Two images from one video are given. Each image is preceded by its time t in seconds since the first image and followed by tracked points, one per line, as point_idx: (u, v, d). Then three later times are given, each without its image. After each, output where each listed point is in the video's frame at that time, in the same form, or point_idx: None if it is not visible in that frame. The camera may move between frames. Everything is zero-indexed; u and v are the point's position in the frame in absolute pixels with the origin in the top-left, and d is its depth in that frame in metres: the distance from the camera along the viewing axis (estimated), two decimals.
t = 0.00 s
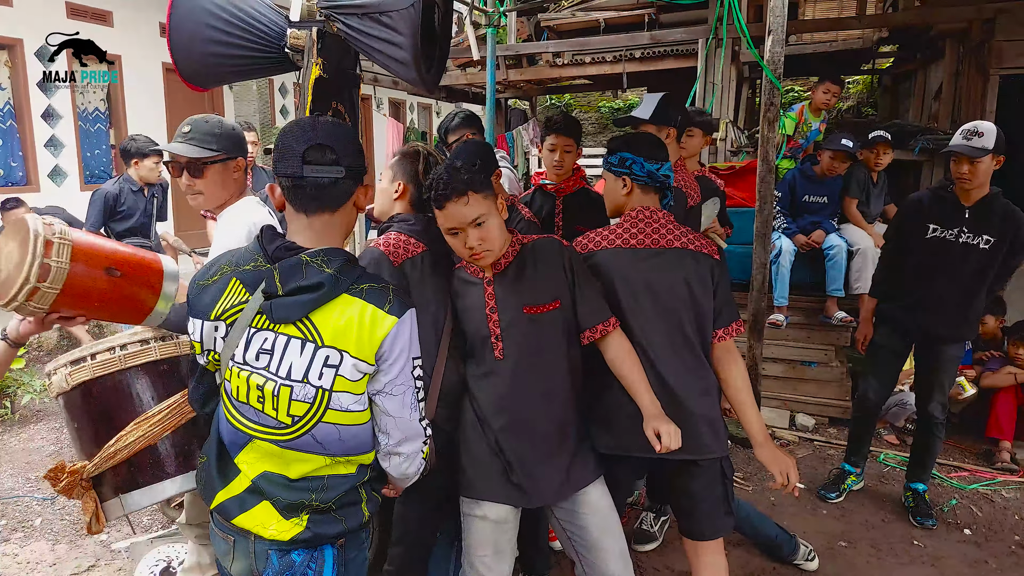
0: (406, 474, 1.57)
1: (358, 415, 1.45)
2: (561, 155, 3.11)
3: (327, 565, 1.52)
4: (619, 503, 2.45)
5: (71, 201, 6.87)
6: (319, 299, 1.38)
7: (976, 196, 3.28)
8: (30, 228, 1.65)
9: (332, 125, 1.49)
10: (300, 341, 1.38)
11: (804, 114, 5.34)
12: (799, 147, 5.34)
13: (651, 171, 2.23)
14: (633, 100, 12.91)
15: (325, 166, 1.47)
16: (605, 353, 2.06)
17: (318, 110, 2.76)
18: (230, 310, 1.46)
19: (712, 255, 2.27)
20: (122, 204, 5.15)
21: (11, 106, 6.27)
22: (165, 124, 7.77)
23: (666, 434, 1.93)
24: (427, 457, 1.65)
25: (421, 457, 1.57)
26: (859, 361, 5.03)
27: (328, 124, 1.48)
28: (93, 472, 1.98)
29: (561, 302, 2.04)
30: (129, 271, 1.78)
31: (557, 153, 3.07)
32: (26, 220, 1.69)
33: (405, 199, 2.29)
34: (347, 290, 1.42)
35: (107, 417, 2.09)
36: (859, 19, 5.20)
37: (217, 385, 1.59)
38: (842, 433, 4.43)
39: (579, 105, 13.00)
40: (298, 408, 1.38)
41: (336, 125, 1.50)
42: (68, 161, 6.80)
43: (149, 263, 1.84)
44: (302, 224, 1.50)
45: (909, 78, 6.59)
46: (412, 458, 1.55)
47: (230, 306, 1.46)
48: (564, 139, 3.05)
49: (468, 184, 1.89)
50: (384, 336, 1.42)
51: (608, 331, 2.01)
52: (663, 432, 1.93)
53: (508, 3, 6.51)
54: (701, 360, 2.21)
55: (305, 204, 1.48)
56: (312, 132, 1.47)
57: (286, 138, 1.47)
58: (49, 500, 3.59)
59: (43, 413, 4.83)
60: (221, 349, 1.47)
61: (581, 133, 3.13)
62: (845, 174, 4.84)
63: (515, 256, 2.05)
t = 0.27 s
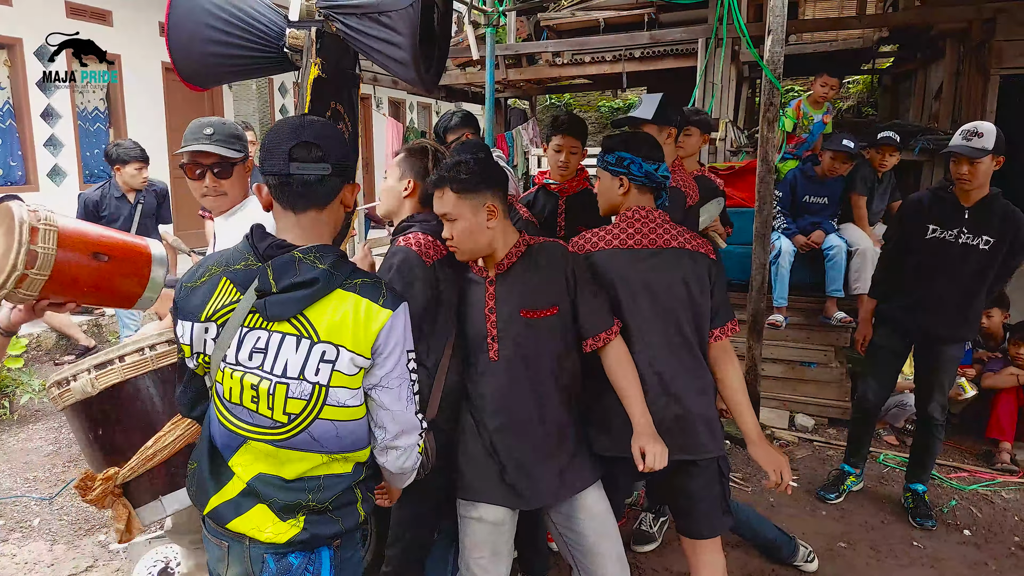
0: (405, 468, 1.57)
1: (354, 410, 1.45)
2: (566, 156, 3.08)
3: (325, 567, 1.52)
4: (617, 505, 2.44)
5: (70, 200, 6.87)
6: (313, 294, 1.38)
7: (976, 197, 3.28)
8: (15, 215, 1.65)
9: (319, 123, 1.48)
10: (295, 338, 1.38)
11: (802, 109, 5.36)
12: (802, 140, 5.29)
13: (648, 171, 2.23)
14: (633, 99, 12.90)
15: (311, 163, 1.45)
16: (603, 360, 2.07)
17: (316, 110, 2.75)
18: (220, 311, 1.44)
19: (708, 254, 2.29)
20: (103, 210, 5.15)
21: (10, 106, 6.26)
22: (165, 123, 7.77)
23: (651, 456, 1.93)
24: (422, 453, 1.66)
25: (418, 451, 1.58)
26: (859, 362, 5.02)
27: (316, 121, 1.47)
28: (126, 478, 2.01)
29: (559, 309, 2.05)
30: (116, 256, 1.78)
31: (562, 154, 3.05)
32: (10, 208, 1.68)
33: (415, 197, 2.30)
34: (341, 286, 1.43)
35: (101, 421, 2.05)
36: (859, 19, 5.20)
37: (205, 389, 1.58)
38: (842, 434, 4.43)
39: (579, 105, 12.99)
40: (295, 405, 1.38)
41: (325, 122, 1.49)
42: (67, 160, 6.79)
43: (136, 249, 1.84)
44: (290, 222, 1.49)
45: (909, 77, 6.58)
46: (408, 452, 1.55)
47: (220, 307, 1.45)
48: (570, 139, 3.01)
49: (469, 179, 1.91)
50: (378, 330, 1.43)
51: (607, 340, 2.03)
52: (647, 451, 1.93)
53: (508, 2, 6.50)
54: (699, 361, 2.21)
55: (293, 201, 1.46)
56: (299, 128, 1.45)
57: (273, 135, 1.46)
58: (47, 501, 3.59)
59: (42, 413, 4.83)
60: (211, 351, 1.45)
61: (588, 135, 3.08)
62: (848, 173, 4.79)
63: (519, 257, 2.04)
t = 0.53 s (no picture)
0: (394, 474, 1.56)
1: (341, 414, 1.45)
2: (574, 157, 3.07)
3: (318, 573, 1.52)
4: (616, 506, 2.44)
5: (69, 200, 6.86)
6: (298, 297, 1.39)
7: (975, 197, 3.28)
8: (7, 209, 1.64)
9: (300, 124, 1.47)
10: (281, 341, 1.39)
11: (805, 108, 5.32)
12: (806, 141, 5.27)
13: (648, 173, 2.22)
14: (632, 99, 12.90)
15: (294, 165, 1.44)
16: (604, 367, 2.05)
17: (316, 109, 2.75)
18: (205, 316, 1.44)
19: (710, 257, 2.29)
20: (94, 212, 5.24)
21: (9, 105, 6.25)
22: (164, 123, 7.76)
23: (644, 469, 1.92)
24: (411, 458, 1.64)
25: (407, 456, 1.57)
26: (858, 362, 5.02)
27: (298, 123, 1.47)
28: (174, 470, 2.04)
29: (563, 311, 2.03)
30: (108, 253, 1.77)
31: (570, 154, 3.04)
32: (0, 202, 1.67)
33: (433, 202, 2.26)
34: (326, 288, 1.43)
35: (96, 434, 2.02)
36: (859, 19, 5.19)
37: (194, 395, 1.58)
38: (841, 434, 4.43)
39: (578, 105, 12.99)
40: (282, 409, 1.39)
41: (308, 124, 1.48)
42: (66, 160, 6.78)
43: (129, 246, 1.83)
44: (275, 225, 1.49)
45: (908, 78, 6.58)
46: (396, 456, 1.54)
47: (206, 311, 1.45)
48: (577, 140, 3.01)
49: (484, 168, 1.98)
50: (365, 333, 1.43)
51: (611, 346, 2.01)
52: (639, 464, 1.93)
53: (507, 2, 6.50)
54: (699, 362, 2.20)
55: (278, 204, 1.46)
56: (282, 131, 1.45)
57: (255, 137, 1.45)
58: (46, 501, 3.58)
59: (40, 413, 4.82)
60: (197, 357, 1.45)
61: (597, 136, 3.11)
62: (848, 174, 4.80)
63: (529, 254, 2.06)
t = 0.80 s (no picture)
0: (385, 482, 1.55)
1: (331, 420, 1.45)
2: (582, 159, 3.19)
3: None
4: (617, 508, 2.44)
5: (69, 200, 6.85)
6: (285, 303, 1.38)
7: (976, 199, 3.27)
8: None
9: (289, 128, 1.46)
10: (268, 348, 1.38)
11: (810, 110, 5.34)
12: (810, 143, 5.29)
13: (649, 175, 2.21)
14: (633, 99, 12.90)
15: (281, 170, 1.43)
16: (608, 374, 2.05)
17: (316, 111, 2.75)
18: (195, 321, 1.45)
19: (712, 258, 2.29)
20: (95, 212, 5.12)
21: (9, 105, 6.25)
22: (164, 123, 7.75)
23: (644, 478, 1.92)
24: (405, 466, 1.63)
25: (398, 463, 1.56)
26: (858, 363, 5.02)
27: (284, 128, 1.45)
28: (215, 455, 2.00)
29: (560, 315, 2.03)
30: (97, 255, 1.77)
31: (578, 156, 3.16)
32: None
33: (439, 206, 2.27)
34: (313, 294, 1.42)
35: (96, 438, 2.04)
36: (859, 20, 5.19)
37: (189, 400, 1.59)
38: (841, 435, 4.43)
39: (579, 105, 12.99)
40: (271, 416, 1.39)
41: (294, 129, 1.47)
42: (67, 160, 6.78)
43: (120, 250, 1.83)
44: (264, 230, 1.48)
45: (909, 78, 6.58)
46: (387, 463, 1.53)
47: (196, 317, 1.46)
48: (586, 142, 3.15)
49: (496, 163, 2.04)
50: (351, 339, 1.42)
51: (613, 352, 2.01)
52: (641, 474, 1.93)
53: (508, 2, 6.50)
54: (700, 364, 2.20)
55: (268, 210, 1.46)
56: (269, 136, 1.44)
57: (243, 142, 1.44)
58: (46, 502, 3.58)
59: (41, 414, 4.82)
60: (189, 362, 1.47)
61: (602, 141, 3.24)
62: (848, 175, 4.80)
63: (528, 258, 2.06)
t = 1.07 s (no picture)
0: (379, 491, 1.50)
1: (323, 422, 1.44)
2: (590, 160, 3.18)
3: None
4: (619, 508, 2.44)
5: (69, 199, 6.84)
6: (273, 305, 1.38)
7: (976, 201, 3.27)
8: None
9: (278, 130, 1.44)
10: (258, 349, 1.39)
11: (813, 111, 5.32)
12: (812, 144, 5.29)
13: (649, 174, 2.22)
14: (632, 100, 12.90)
15: (267, 172, 1.42)
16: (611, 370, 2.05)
17: (318, 110, 2.75)
18: (191, 320, 1.48)
19: (716, 260, 2.29)
20: (108, 206, 5.12)
21: (9, 104, 6.24)
22: (164, 121, 7.74)
23: (648, 477, 1.93)
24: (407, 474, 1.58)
25: (391, 472, 1.50)
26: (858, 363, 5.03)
27: (274, 129, 1.44)
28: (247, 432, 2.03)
29: (563, 312, 2.02)
30: (93, 252, 1.77)
31: (586, 157, 3.15)
32: None
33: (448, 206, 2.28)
34: (302, 296, 1.42)
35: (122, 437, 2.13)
36: (860, 21, 5.20)
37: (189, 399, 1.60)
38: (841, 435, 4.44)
39: (579, 105, 12.99)
40: (263, 417, 1.40)
41: (286, 131, 1.45)
42: (66, 158, 6.77)
43: (114, 246, 1.84)
44: (259, 231, 1.49)
45: (909, 79, 6.58)
46: (378, 469, 1.48)
47: (191, 316, 1.48)
48: (594, 143, 3.13)
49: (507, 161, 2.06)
50: (337, 342, 1.40)
51: (616, 350, 2.00)
52: (644, 473, 1.94)
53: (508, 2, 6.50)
54: (702, 364, 2.20)
55: (259, 211, 1.46)
56: (261, 138, 1.43)
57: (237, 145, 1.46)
58: (47, 501, 3.58)
59: (42, 413, 4.81)
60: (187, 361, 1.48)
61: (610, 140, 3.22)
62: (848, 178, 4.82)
63: (531, 257, 2.07)
